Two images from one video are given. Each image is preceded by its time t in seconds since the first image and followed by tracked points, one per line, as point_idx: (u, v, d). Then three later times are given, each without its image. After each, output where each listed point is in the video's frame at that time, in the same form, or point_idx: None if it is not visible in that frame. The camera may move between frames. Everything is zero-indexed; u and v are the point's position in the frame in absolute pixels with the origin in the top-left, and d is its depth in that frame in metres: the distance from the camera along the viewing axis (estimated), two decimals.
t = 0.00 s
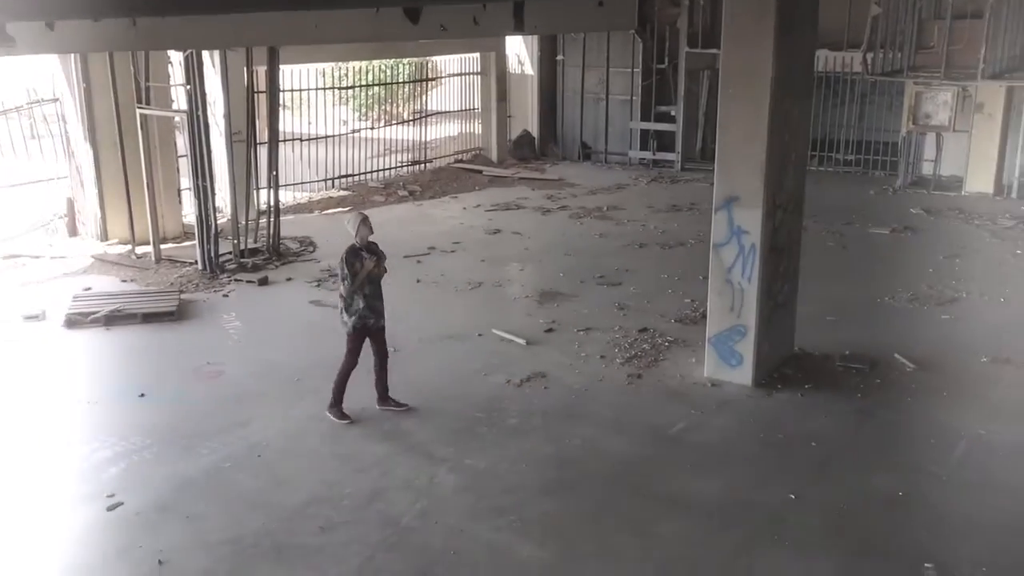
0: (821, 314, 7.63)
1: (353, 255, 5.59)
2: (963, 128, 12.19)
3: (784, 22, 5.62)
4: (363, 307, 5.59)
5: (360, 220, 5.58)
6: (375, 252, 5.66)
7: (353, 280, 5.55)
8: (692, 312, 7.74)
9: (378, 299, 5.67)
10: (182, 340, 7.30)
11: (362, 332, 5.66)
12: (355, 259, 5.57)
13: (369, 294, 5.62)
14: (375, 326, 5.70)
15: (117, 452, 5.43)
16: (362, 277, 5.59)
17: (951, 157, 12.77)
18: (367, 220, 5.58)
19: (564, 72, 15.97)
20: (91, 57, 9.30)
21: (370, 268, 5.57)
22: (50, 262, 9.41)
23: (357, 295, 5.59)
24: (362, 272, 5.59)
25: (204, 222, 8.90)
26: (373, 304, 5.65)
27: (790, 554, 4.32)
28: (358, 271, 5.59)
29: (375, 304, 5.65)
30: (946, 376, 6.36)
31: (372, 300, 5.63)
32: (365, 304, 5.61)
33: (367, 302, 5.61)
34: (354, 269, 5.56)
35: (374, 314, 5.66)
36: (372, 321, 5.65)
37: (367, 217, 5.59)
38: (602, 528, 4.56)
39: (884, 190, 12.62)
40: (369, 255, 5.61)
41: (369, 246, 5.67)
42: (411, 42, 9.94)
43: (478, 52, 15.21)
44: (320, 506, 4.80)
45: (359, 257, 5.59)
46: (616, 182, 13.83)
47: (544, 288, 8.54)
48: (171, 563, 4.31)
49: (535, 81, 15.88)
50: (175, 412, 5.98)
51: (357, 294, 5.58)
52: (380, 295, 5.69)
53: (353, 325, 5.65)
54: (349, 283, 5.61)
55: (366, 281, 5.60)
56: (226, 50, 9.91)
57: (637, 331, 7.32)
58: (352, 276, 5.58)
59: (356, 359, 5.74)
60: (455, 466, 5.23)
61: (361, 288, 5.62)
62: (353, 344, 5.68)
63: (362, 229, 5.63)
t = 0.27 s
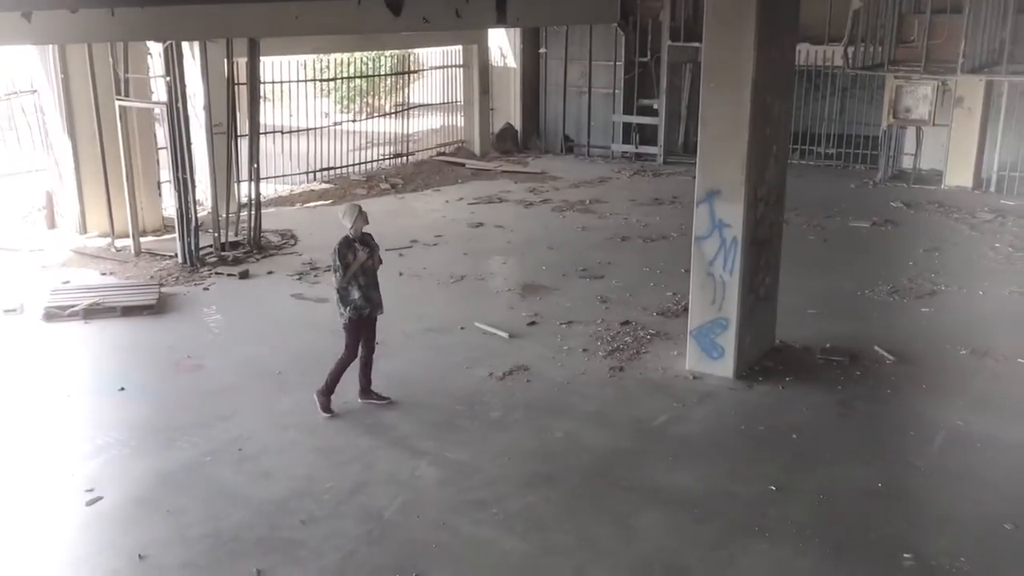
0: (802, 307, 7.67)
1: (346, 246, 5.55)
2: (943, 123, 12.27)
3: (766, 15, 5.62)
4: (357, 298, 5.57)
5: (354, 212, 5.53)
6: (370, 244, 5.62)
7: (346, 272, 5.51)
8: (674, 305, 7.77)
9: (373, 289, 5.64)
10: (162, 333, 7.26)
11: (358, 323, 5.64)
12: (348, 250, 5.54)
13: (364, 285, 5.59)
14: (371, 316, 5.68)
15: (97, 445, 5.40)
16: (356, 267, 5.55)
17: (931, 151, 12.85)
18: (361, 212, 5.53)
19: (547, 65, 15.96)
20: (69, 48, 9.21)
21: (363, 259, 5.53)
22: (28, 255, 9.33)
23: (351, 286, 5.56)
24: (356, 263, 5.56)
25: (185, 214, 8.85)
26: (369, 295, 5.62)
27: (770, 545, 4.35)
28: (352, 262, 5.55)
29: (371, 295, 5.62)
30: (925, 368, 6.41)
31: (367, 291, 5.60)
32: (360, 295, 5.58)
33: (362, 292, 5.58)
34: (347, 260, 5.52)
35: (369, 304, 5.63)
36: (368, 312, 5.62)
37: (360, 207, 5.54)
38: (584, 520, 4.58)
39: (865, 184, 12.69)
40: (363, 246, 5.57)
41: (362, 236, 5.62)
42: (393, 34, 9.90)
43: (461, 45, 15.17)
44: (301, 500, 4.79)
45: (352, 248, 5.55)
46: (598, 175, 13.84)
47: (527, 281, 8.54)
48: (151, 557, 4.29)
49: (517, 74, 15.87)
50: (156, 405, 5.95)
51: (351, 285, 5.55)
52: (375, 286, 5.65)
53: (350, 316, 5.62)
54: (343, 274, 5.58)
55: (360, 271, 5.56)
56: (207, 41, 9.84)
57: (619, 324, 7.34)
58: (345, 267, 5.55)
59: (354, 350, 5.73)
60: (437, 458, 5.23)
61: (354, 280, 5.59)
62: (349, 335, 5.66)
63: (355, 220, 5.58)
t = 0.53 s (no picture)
0: (790, 300, 7.70)
1: (344, 239, 5.54)
2: (930, 116, 12.31)
3: (754, 8, 5.63)
4: (356, 290, 5.55)
5: (353, 204, 5.54)
6: (366, 237, 5.64)
7: (345, 265, 5.49)
8: (662, 298, 7.78)
9: (370, 283, 5.63)
10: (150, 326, 7.23)
11: (355, 316, 5.62)
12: (346, 243, 5.53)
13: (362, 277, 5.58)
14: (367, 310, 5.67)
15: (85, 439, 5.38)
16: (354, 260, 5.54)
17: (919, 144, 12.90)
18: (359, 205, 5.55)
19: (536, 57, 15.93)
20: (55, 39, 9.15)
21: (361, 251, 5.54)
22: (14, 248, 9.27)
23: (349, 279, 5.54)
24: (354, 256, 5.55)
25: (172, 207, 8.81)
26: (366, 288, 5.61)
27: (759, 537, 4.37)
28: (350, 255, 5.54)
29: (368, 288, 5.61)
30: (912, 361, 6.44)
31: (365, 284, 5.59)
32: (358, 287, 5.57)
33: (360, 285, 5.57)
34: (346, 253, 5.51)
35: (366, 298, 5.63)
36: (365, 305, 5.61)
37: (359, 200, 5.55)
38: (573, 513, 4.59)
39: (853, 177, 12.72)
40: (360, 239, 5.58)
41: (359, 230, 5.63)
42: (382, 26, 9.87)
43: (449, 38, 15.15)
44: (290, 493, 4.79)
45: (350, 241, 5.54)
46: (588, 169, 13.84)
47: (516, 274, 8.54)
48: (140, 551, 4.28)
49: (506, 67, 15.84)
50: (144, 399, 5.93)
51: (350, 278, 5.53)
52: (371, 280, 5.65)
53: (348, 309, 5.60)
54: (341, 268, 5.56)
55: (358, 264, 5.56)
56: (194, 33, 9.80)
57: (608, 318, 7.35)
58: (343, 260, 5.53)
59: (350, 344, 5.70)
60: (426, 451, 5.23)
61: (352, 273, 5.57)
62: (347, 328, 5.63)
63: (353, 213, 5.58)
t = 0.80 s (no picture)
0: (785, 296, 7.72)
1: (347, 238, 5.55)
2: (925, 113, 12.34)
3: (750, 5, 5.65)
4: (356, 289, 5.54)
5: (360, 203, 5.55)
6: (370, 237, 5.64)
7: (346, 263, 5.50)
8: (658, 294, 7.79)
9: (371, 282, 5.62)
10: (146, 322, 7.23)
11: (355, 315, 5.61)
12: (349, 242, 5.54)
13: (364, 277, 5.57)
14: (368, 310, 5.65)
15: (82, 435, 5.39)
16: (356, 259, 5.54)
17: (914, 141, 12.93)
18: (366, 204, 5.55)
19: (531, 54, 15.94)
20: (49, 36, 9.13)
21: (364, 251, 5.53)
22: (9, 245, 9.26)
23: (349, 277, 5.53)
24: (356, 255, 5.55)
25: (168, 204, 8.80)
26: (367, 287, 5.59)
27: (753, 531, 4.39)
28: (353, 253, 5.54)
29: (369, 287, 5.60)
30: (906, 357, 6.47)
31: (366, 283, 5.58)
32: (358, 286, 5.55)
33: (361, 284, 5.56)
34: (348, 251, 5.52)
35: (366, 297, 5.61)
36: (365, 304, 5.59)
37: (365, 200, 5.56)
38: (568, 508, 4.61)
39: (848, 173, 12.75)
40: (364, 239, 5.58)
41: (364, 230, 5.63)
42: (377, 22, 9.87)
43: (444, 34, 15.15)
44: (286, 489, 4.80)
45: (353, 240, 5.55)
46: (583, 165, 13.85)
47: (512, 270, 8.55)
48: (136, 547, 4.29)
49: (502, 63, 15.84)
50: (140, 395, 5.94)
51: (351, 276, 5.53)
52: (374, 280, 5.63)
53: (349, 308, 5.59)
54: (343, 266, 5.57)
55: (360, 263, 5.55)
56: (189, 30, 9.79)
57: (603, 314, 7.36)
58: (345, 259, 5.54)
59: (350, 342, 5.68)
60: (423, 447, 5.24)
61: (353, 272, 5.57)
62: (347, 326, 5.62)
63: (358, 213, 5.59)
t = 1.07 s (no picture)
0: (784, 296, 7.72)
1: (356, 243, 5.50)
2: (924, 112, 12.34)
3: (749, 5, 5.64)
4: (364, 295, 5.54)
5: (370, 209, 5.48)
6: (379, 242, 5.58)
7: (355, 270, 5.47)
8: (657, 293, 7.80)
9: (379, 286, 5.61)
10: (145, 322, 7.24)
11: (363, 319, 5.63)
12: (357, 248, 5.49)
13: (372, 282, 5.56)
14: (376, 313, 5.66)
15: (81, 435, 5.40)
16: (365, 265, 5.51)
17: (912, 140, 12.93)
18: (375, 210, 5.47)
19: (530, 53, 15.93)
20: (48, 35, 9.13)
21: (372, 257, 5.49)
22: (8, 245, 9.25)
23: (358, 283, 5.52)
24: (365, 261, 5.52)
25: (167, 204, 8.80)
26: (375, 292, 5.59)
27: (751, 531, 4.40)
28: (361, 259, 5.51)
29: (376, 292, 5.60)
30: (905, 356, 6.47)
31: (375, 288, 5.58)
32: (367, 292, 5.56)
33: (369, 290, 5.55)
34: (356, 258, 5.48)
35: (374, 301, 5.62)
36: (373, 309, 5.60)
37: (376, 206, 5.48)
38: (566, 508, 4.60)
39: (847, 172, 12.75)
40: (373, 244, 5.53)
41: (373, 234, 5.57)
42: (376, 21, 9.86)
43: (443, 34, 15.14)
44: (285, 489, 4.80)
45: (362, 246, 5.50)
46: (582, 164, 13.84)
47: (511, 270, 8.55)
48: (135, 547, 4.29)
49: (500, 63, 15.84)
50: (139, 395, 5.94)
51: (359, 282, 5.52)
52: (382, 283, 5.63)
53: (357, 312, 5.60)
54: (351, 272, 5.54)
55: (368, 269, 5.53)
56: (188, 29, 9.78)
57: (602, 313, 7.36)
58: (353, 264, 5.51)
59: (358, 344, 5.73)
60: (421, 447, 5.24)
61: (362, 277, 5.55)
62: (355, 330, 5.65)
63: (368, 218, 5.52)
